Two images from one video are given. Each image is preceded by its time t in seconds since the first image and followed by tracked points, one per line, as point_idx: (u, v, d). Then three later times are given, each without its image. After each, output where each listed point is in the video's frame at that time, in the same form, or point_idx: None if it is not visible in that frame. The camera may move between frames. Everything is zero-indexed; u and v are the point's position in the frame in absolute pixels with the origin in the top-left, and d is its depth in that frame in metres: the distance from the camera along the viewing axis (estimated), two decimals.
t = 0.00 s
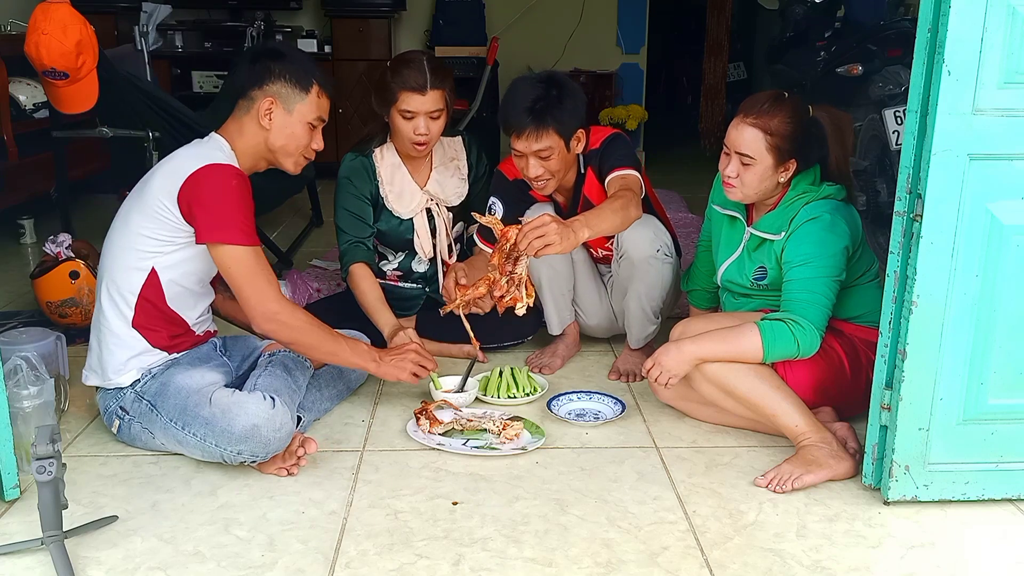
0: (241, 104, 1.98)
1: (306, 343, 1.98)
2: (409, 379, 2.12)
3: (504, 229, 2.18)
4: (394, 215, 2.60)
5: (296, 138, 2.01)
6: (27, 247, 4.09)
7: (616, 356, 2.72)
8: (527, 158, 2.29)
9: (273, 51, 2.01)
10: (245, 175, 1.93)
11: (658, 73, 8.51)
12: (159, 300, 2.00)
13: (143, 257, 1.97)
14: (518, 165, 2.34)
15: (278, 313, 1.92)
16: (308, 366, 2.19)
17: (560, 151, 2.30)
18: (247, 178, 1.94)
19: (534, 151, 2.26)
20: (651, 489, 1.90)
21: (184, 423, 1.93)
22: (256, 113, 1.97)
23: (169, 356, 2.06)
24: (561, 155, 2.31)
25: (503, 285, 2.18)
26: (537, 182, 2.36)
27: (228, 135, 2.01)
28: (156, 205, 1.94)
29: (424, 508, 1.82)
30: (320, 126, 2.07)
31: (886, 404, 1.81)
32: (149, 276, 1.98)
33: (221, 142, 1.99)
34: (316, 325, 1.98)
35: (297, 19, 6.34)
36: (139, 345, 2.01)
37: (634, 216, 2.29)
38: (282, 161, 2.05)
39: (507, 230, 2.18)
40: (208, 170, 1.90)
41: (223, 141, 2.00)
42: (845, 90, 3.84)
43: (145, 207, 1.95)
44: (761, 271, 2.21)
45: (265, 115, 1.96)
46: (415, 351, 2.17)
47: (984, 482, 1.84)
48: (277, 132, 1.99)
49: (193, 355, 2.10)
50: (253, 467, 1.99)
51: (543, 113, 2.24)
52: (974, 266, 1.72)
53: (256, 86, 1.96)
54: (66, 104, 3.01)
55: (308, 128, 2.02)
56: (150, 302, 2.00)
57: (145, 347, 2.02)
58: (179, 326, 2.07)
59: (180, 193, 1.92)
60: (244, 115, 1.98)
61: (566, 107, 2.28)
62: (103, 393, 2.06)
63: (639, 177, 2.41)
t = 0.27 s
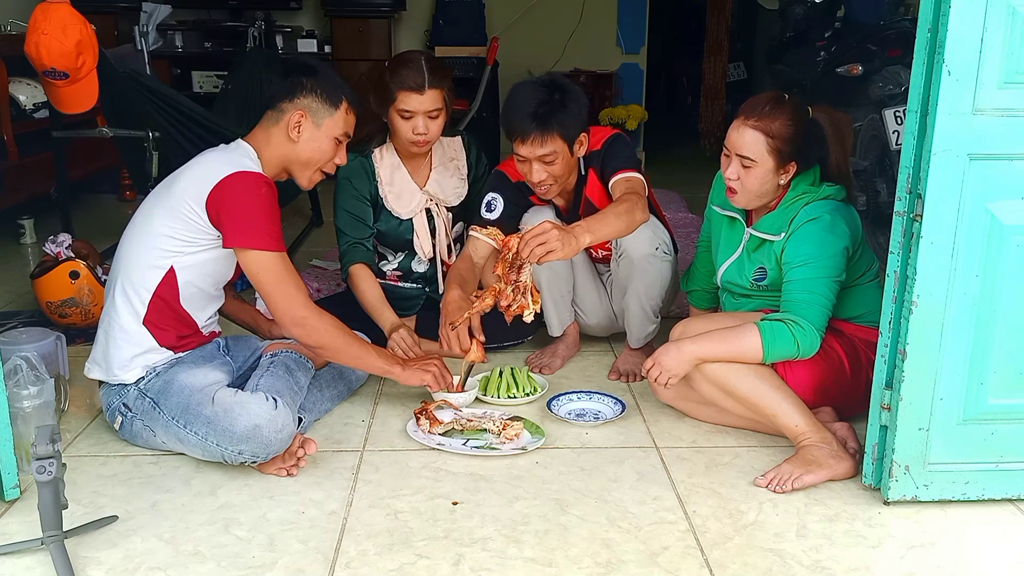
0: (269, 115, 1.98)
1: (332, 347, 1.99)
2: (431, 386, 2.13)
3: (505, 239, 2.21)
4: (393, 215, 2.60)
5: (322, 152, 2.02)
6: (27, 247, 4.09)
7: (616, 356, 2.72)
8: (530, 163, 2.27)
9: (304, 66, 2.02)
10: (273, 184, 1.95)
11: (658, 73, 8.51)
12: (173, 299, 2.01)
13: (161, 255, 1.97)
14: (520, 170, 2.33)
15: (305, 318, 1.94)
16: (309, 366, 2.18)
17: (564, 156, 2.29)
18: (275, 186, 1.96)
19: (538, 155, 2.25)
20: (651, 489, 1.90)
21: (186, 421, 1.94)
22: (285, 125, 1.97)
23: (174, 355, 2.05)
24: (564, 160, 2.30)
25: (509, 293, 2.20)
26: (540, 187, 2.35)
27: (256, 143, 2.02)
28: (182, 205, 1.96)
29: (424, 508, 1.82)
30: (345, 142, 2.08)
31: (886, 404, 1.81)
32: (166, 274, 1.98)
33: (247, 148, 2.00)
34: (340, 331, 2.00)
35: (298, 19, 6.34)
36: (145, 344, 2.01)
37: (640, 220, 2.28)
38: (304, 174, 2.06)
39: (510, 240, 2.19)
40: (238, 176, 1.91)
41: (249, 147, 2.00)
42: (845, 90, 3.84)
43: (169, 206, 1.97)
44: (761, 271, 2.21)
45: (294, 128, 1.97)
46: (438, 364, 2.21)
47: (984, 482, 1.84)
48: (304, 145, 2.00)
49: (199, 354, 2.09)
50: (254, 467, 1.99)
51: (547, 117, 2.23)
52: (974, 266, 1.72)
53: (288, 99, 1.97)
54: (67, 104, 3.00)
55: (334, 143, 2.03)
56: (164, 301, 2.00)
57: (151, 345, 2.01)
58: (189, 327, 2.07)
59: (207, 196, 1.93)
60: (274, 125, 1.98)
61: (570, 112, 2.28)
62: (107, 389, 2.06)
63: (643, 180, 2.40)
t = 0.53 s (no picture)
0: (279, 117, 1.99)
1: (332, 347, 1.99)
2: (431, 379, 2.15)
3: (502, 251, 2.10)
4: (393, 215, 2.60)
5: (329, 156, 2.02)
6: (27, 247, 4.09)
7: (616, 356, 2.72)
8: (534, 148, 2.26)
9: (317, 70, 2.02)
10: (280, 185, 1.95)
11: (657, 73, 8.51)
12: (177, 297, 2.01)
13: (167, 253, 1.97)
14: (522, 158, 2.31)
15: (305, 320, 1.94)
16: (310, 366, 2.18)
17: (568, 142, 2.29)
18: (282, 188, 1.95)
19: (544, 139, 2.25)
20: (651, 489, 1.90)
21: (187, 420, 1.94)
22: (294, 127, 1.98)
23: (176, 354, 2.05)
24: (569, 148, 2.31)
25: (508, 305, 2.10)
26: (543, 177, 2.33)
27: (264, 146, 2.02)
28: (188, 203, 1.96)
29: (424, 508, 1.82)
30: (352, 147, 2.08)
31: (886, 403, 1.81)
32: (170, 273, 1.98)
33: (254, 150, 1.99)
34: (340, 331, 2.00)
35: (297, 19, 6.34)
36: (148, 342, 2.00)
37: (639, 228, 2.25)
38: (312, 177, 2.06)
39: (506, 253, 2.08)
40: (245, 176, 1.91)
41: (258, 149, 2.01)
42: (845, 90, 3.84)
43: (176, 204, 1.97)
44: (761, 272, 2.21)
45: (302, 131, 1.98)
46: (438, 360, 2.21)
47: (984, 482, 1.84)
48: (312, 148, 2.00)
49: (200, 353, 2.09)
50: (254, 467, 1.99)
51: (554, 102, 2.25)
52: (974, 266, 1.72)
53: (298, 103, 1.98)
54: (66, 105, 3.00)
55: (342, 147, 2.03)
56: (168, 300, 2.00)
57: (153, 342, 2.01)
58: (192, 327, 2.07)
59: (214, 195, 1.93)
60: (284, 128, 1.99)
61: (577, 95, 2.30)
62: (109, 388, 2.06)
63: (644, 184, 2.38)
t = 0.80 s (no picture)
0: (274, 115, 2.00)
1: (329, 345, 1.98)
2: (427, 379, 2.14)
3: (497, 272, 2.13)
4: (394, 215, 2.60)
5: (324, 152, 2.02)
6: (27, 247, 4.09)
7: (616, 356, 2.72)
8: (536, 152, 2.26)
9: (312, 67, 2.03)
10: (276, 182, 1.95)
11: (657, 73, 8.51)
12: (176, 296, 2.01)
13: (165, 252, 1.97)
14: (525, 163, 2.30)
15: (301, 317, 1.93)
16: (310, 367, 2.18)
17: (569, 146, 2.28)
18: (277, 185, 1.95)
19: (545, 144, 2.24)
20: (651, 489, 1.90)
21: (187, 420, 1.94)
22: (288, 123, 1.98)
23: (176, 354, 2.05)
24: (569, 152, 2.29)
25: (508, 320, 2.17)
26: (545, 181, 2.32)
27: (260, 144, 2.02)
28: (186, 202, 1.96)
29: (424, 508, 1.82)
30: (348, 144, 2.08)
31: (886, 403, 1.81)
32: (169, 272, 1.98)
33: (250, 147, 2.00)
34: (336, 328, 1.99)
35: (297, 19, 6.34)
36: (148, 341, 2.00)
37: (635, 236, 2.26)
38: (309, 175, 2.06)
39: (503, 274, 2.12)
40: (241, 173, 1.91)
41: (253, 147, 2.01)
42: (845, 90, 3.84)
43: (174, 203, 1.97)
44: (761, 272, 2.21)
45: (296, 128, 1.98)
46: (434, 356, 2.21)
47: (984, 482, 1.84)
48: (306, 145, 2.00)
49: (200, 353, 2.09)
50: (254, 467, 1.99)
51: (553, 107, 2.24)
52: (974, 266, 1.72)
53: (291, 99, 1.99)
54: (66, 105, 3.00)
55: (337, 144, 2.03)
56: (167, 298, 2.00)
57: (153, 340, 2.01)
58: (192, 325, 2.06)
59: (210, 191, 1.94)
60: (278, 125, 2.00)
61: (576, 98, 2.29)
62: (109, 389, 2.06)
63: (644, 190, 2.38)
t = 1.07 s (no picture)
0: (272, 115, 2.00)
1: (319, 347, 1.98)
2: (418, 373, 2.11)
3: (489, 278, 2.17)
4: (394, 215, 2.61)
5: (322, 151, 2.02)
6: (27, 247, 4.09)
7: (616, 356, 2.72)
8: (536, 149, 2.26)
9: (310, 66, 2.02)
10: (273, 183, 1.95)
11: (657, 73, 8.51)
12: (174, 296, 2.01)
13: (163, 253, 1.97)
14: (525, 158, 2.32)
15: (291, 318, 1.94)
16: (310, 367, 2.18)
17: (569, 142, 2.29)
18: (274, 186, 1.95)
19: (545, 140, 2.24)
20: (651, 489, 1.90)
21: (186, 421, 1.94)
22: (285, 123, 1.98)
23: (175, 354, 2.05)
24: (570, 148, 2.30)
25: (507, 319, 2.20)
26: (545, 177, 2.33)
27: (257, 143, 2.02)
28: (184, 202, 1.96)
29: (424, 508, 1.82)
30: (346, 142, 2.08)
31: (886, 403, 1.81)
32: (167, 272, 1.98)
33: (247, 146, 2.00)
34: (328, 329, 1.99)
35: (297, 19, 6.33)
36: (148, 341, 2.00)
37: (631, 237, 2.26)
38: (307, 174, 2.06)
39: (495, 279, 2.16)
40: (238, 173, 1.91)
41: (251, 147, 2.01)
42: (845, 90, 3.84)
43: (172, 203, 1.97)
44: (761, 272, 2.21)
45: (293, 127, 1.98)
46: (429, 347, 2.17)
47: (984, 482, 1.84)
48: (304, 144, 2.00)
49: (199, 353, 2.09)
50: (254, 467, 1.99)
51: (554, 103, 2.24)
52: (974, 266, 1.72)
53: (289, 99, 1.99)
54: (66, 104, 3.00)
55: (335, 143, 2.03)
56: (166, 299, 2.00)
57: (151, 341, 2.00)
58: (191, 326, 2.06)
59: (208, 191, 1.94)
60: (276, 125, 2.00)
61: (577, 95, 2.29)
62: (108, 389, 2.06)
63: (644, 193, 2.38)
